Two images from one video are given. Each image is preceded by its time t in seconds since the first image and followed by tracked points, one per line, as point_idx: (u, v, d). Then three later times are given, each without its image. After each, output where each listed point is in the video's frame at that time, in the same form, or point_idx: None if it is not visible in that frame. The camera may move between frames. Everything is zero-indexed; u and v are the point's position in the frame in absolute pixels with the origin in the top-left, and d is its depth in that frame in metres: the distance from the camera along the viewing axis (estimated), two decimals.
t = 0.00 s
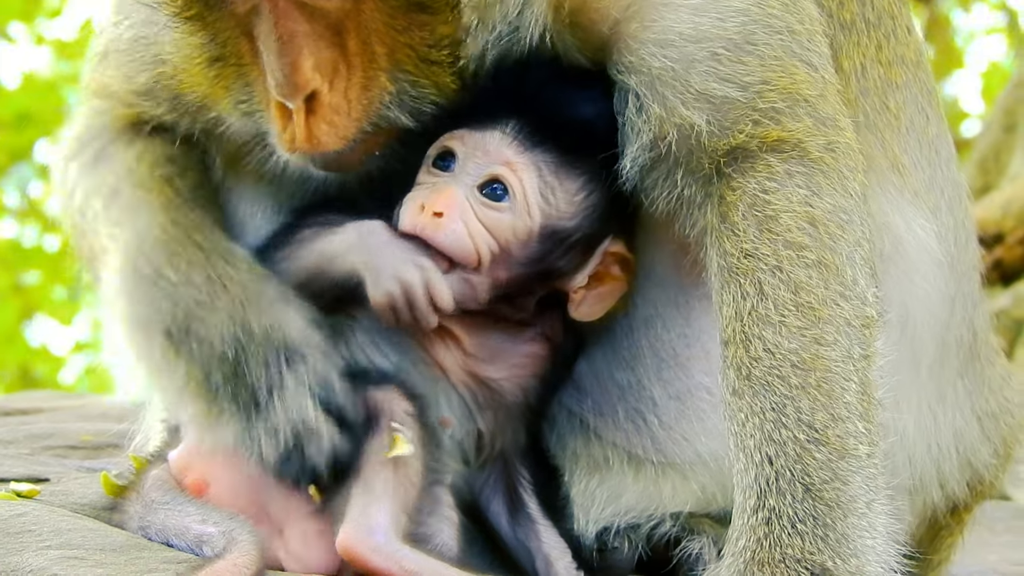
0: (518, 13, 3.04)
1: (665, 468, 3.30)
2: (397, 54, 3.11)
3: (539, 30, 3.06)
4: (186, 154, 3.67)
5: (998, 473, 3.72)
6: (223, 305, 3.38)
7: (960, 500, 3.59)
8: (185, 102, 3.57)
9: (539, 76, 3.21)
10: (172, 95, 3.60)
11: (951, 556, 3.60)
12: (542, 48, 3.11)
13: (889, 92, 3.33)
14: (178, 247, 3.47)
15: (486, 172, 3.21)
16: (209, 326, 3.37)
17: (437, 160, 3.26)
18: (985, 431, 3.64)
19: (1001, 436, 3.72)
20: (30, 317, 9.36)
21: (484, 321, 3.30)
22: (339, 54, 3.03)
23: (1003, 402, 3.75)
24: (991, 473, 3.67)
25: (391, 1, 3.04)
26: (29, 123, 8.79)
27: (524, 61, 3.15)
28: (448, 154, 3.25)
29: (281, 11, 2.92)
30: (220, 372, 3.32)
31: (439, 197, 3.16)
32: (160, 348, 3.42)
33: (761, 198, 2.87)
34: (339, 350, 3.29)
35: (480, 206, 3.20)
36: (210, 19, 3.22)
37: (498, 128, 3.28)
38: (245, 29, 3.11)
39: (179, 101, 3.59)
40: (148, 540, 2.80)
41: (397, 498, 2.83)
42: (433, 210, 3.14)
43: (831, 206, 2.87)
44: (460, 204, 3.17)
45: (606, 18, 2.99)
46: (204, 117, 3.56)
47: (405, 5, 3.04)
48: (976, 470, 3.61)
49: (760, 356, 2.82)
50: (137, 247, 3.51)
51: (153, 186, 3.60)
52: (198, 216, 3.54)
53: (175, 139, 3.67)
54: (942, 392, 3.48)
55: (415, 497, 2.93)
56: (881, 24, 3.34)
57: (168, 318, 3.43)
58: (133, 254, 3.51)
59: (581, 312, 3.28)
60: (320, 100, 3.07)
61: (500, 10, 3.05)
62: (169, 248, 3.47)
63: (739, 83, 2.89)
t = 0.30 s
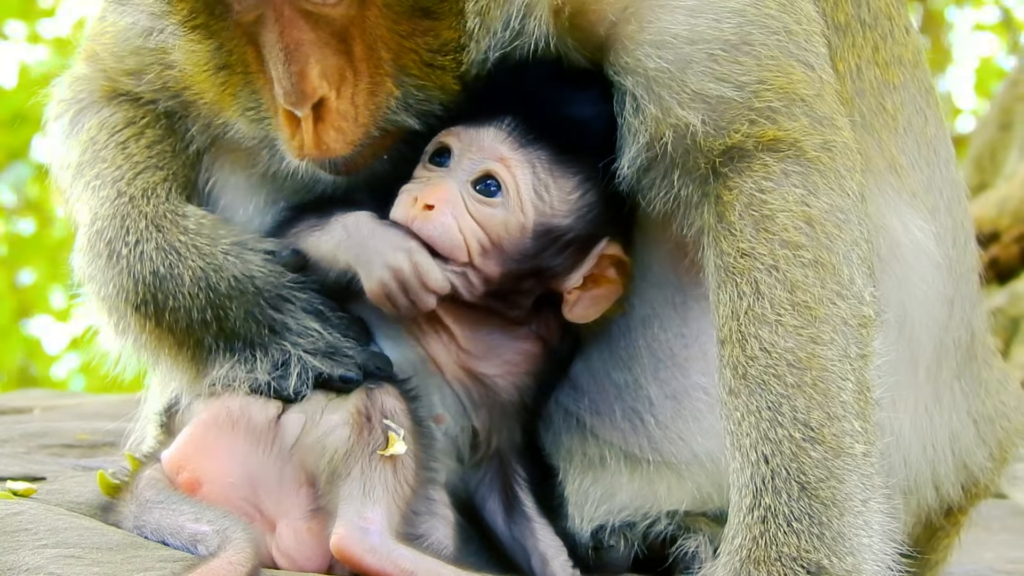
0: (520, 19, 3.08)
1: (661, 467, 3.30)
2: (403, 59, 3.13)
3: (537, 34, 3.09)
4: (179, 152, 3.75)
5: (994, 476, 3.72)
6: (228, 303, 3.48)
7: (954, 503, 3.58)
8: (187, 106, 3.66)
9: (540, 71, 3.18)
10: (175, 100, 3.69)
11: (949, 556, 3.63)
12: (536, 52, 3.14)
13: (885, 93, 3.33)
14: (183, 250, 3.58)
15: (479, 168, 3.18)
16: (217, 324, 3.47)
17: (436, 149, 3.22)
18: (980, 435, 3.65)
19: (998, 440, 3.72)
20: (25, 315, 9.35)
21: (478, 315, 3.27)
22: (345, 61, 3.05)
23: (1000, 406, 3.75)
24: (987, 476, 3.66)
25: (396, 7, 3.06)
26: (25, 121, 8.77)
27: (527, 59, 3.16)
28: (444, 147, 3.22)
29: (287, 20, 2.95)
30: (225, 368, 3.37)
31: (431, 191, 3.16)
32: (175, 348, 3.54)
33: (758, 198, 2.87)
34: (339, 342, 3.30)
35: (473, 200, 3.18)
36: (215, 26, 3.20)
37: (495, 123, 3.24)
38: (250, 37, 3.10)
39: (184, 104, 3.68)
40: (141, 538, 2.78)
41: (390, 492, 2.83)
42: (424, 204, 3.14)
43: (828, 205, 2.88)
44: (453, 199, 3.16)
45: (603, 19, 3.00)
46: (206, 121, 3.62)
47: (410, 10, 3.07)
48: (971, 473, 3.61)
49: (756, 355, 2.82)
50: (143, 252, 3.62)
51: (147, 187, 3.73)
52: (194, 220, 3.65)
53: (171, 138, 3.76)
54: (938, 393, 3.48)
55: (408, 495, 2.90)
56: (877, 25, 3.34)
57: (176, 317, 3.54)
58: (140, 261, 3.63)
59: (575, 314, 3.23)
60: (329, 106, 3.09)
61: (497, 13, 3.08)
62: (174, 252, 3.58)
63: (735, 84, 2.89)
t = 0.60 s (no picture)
0: (524, 14, 3.06)
1: (659, 462, 3.30)
2: (408, 55, 3.15)
3: (539, 30, 3.08)
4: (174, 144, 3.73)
5: (991, 471, 3.72)
6: (223, 296, 3.49)
7: (951, 497, 3.58)
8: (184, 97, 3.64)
9: (537, 72, 3.18)
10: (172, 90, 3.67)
11: (944, 551, 3.67)
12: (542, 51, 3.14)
13: (882, 88, 3.32)
14: (177, 243, 3.57)
15: (474, 172, 3.19)
16: (213, 318, 3.48)
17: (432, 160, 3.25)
18: (977, 429, 3.65)
19: (995, 433, 3.73)
20: (21, 308, 9.35)
21: (478, 319, 3.25)
22: (351, 58, 3.09)
23: (997, 400, 3.75)
24: (983, 471, 3.67)
25: (400, 4, 3.08)
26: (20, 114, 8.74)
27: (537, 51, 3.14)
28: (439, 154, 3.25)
29: (293, 19, 3.00)
30: (219, 360, 3.41)
31: (427, 197, 3.16)
32: (171, 341, 3.54)
33: (757, 191, 2.87)
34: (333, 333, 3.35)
35: (468, 205, 3.17)
36: (221, 26, 3.23)
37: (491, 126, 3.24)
38: (256, 36, 3.15)
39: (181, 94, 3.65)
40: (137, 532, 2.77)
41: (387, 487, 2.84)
42: (419, 209, 3.14)
43: (827, 199, 2.87)
44: (448, 204, 3.16)
45: (603, 15, 2.99)
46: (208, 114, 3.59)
47: (414, 7, 3.08)
48: (969, 468, 3.61)
49: (755, 349, 2.82)
50: (137, 245, 3.62)
51: (142, 178, 3.72)
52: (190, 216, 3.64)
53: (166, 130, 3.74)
54: (934, 387, 3.48)
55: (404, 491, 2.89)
56: (875, 20, 3.33)
57: (171, 311, 3.54)
58: (134, 255, 3.61)
59: (575, 313, 3.24)
60: (336, 104, 3.14)
61: (502, 8, 3.06)
62: (168, 246, 3.57)
63: (736, 78, 2.89)
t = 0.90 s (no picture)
0: (527, 12, 3.05)
1: (659, 456, 3.32)
2: (419, 46, 3.07)
3: (542, 29, 3.07)
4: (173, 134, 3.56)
5: (991, 463, 3.71)
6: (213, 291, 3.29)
7: (951, 490, 3.59)
8: (178, 85, 3.45)
9: (529, 73, 3.19)
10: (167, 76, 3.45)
11: (945, 545, 3.63)
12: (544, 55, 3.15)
13: (881, 82, 3.32)
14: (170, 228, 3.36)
15: (465, 172, 3.20)
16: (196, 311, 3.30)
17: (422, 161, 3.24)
18: (977, 422, 3.65)
19: (995, 426, 3.73)
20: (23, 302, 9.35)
21: (478, 320, 3.25)
22: (364, 52, 3.03)
23: (996, 392, 3.75)
24: (984, 464, 3.66)
25: None
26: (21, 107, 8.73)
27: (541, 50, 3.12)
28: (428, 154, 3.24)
29: (304, 17, 2.95)
30: (213, 376, 3.25)
31: (418, 201, 3.15)
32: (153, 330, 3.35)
33: (755, 187, 2.87)
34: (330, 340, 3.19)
35: (461, 204, 3.18)
36: (230, 29, 3.22)
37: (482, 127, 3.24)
38: (268, 36, 3.11)
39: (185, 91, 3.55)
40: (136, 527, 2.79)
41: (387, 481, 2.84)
42: (413, 213, 3.13)
43: (824, 194, 2.88)
44: (441, 205, 3.16)
45: (602, 11, 2.99)
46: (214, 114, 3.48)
47: None
48: (968, 461, 3.61)
49: (753, 344, 2.83)
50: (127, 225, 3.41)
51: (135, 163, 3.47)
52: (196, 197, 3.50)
53: (161, 119, 3.54)
54: (933, 382, 3.48)
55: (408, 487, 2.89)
56: (874, 13, 3.33)
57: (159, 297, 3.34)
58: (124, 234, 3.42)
59: (575, 306, 3.25)
60: (350, 99, 3.09)
61: (507, 6, 3.05)
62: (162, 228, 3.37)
63: (733, 73, 2.89)
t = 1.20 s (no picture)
0: (529, 10, 3.07)
1: (655, 453, 3.31)
2: (423, 35, 3.02)
3: (542, 29, 3.09)
4: (178, 128, 3.64)
5: (991, 459, 3.71)
6: (212, 266, 3.30)
7: (950, 486, 3.59)
8: (179, 80, 3.56)
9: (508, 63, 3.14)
10: (168, 71, 3.57)
11: (945, 539, 3.59)
12: (541, 52, 3.17)
13: (879, 77, 3.32)
14: (170, 205, 3.44)
15: (440, 161, 3.08)
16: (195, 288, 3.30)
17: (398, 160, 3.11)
18: (975, 417, 3.65)
19: (993, 421, 3.73)
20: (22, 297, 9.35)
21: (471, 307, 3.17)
22: (367, 41, 2.96)
23: (995, 387, 3.75)
24: (983, 458, 3.66)
25: None
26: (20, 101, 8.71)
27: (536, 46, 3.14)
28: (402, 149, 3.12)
29: (308, 4, 2.86)
30: (224, 370, 3.25)
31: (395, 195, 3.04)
32: (155, 303, 3.35)
33: (758, 183, 2.87)
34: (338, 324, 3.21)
35: (439, 193, 3.06)
36: (230, 16, 3.09)
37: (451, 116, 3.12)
38: (268, 24, 2.99)
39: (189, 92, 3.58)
40: (141, 521, 2.79)
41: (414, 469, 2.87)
42: (392, 208, 3.01)
43: (826, 190, 2.88)
44: (420, 196, 3.04)
45: (604, 7, 3.00)
46: (209, 107, 3.56)
47: None
48: (967, 457, 3.62)
49: (755, 340, 2.82)
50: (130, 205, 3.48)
51: (142, 153, 3.58)
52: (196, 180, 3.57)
53: (169, 116, 3.64)
54: (931, 377, 3.48)
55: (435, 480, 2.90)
56: (872, 8, 3.32)
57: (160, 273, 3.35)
58: (127, 213, 3.48)
59: (564, 280, 3.17)
60: (351, 89, 3.00)
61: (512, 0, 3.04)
62: (160, 205, 3.44)
63: (736, 70, 2.89)
